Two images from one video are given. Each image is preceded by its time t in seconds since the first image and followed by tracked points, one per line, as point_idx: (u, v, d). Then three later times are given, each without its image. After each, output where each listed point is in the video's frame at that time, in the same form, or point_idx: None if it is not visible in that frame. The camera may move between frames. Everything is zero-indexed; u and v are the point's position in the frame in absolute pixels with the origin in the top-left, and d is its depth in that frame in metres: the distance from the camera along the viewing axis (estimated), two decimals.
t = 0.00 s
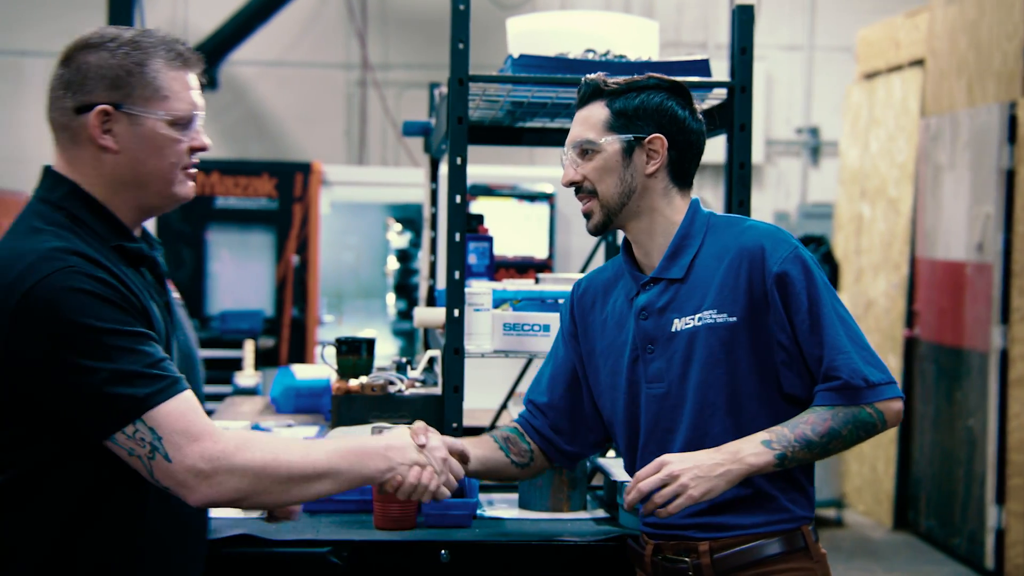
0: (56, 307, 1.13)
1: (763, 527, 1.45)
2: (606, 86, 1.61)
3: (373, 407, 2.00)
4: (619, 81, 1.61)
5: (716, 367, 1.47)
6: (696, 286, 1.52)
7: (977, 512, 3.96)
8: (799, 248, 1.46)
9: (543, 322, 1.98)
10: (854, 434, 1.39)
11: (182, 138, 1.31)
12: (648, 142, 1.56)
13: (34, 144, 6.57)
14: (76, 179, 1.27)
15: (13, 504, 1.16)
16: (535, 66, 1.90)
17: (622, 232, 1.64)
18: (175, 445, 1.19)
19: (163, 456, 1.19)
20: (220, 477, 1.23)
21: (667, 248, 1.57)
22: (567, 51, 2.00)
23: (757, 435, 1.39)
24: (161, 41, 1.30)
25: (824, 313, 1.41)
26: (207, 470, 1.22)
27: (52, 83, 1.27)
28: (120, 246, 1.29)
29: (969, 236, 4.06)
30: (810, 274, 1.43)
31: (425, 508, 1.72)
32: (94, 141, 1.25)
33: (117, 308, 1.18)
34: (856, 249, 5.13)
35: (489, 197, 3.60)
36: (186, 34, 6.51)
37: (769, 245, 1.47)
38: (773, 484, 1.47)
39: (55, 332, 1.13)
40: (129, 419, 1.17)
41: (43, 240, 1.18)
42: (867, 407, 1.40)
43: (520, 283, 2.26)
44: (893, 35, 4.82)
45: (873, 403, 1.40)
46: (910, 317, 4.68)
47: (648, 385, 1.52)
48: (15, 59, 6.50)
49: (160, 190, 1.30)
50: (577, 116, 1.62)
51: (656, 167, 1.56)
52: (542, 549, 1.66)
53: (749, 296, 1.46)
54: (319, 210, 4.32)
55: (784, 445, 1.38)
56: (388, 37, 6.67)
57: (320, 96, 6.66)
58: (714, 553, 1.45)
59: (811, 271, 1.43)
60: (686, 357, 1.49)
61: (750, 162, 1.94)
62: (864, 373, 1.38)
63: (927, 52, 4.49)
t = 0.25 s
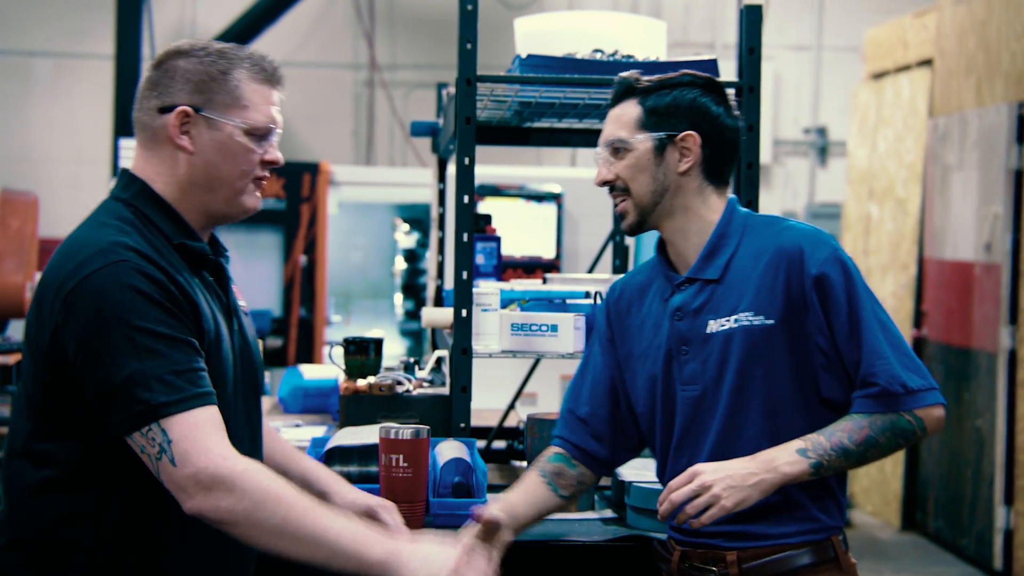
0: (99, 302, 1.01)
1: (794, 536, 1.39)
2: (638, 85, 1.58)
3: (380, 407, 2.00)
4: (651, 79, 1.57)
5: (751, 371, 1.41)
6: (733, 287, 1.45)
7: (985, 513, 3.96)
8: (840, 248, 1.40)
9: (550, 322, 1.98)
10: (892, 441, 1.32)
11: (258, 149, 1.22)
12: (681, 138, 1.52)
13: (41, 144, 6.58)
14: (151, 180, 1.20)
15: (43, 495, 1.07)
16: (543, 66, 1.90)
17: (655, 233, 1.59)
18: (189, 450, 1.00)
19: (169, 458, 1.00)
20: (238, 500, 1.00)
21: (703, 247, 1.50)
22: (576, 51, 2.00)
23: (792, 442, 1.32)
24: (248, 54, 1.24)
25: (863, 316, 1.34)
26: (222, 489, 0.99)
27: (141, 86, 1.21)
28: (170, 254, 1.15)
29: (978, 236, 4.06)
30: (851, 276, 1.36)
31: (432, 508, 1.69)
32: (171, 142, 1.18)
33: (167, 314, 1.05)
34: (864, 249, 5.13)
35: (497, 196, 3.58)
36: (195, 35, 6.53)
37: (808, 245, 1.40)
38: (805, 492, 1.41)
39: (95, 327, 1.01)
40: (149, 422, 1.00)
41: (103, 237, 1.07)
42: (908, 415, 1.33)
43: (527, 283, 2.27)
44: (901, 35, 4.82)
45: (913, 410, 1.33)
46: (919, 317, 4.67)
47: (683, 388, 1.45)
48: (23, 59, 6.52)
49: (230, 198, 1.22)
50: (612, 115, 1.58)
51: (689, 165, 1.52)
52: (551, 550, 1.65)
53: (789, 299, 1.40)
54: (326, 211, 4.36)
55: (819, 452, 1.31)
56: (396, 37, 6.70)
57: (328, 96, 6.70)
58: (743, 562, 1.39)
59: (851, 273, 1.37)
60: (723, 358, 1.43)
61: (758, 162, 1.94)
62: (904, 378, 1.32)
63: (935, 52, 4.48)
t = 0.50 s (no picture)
0: (119, 292, 1.00)
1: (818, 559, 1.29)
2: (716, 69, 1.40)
3: (387, 407, 2.00)
4: (724, 65, 1.40)
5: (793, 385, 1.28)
6: (786, 292, 1.31)
7: (992, 513, 3.95)
8: (909, 266, 1.22)
9: (557, 322, 1.97)
10: (922, 486, 1.19)
11: (301, 154, 1.22)
12: (746, 132, 1.34)
13: (49, 144, 6.58)
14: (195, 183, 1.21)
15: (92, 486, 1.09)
16: (550, 66, 1.91)
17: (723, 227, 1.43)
18: (134, 457, 0.99)
19: (113, 453, 0.99)
20: (158, 523, 0.99)
21: (766, 246, 1.36)
22: (583, 51, 2.00)
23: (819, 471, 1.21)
24: (294, 63, 1.25)
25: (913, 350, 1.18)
26: (142, 509, 0.99)
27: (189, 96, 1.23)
28: (212, 260, 1.14)
29: (985, 236, 4.05)
30: (907, 301, 1.19)
31: (439, 508, 1.69)
32: (214, 145, 1.19)
33: (187, 318, 1.03)
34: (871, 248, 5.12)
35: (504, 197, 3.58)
36: (202, 36, 6.54)
37: (870, 261, 1.23)
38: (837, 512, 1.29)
39: (108, 315, 1.00)
40: (113, 416, 0.99)
41: (146, 230, 1.07)
42: (947, 459, 1.19)
43: (535, 283, 2.27)
44: (908, 35, 4.81)
45: (952, 454, 1.18)
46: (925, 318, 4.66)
47: (727, 391, 1.36)
48: (31, 60, 6.51)
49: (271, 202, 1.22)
50: (685, 97, 1.42)
51: (758, 158, 1.35)
52: (557, 550, 1.62)
53: (844, 316, 1.25)
54: (332, 211, 4.42)
55: (842, 483, 1.20)
56: (402, 37, 6.72)
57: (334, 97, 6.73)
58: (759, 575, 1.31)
59: (912, 298, 1.19)
60: (766, 366, 1.31)
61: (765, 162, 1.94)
62: (947, 419, 1.17)
63: (943, 52, 4.47)
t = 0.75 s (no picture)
0: (84, 292, 1.07)
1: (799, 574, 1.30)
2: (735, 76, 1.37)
3: (390, 407, 2.00)
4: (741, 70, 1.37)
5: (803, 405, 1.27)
6: (804, 308, 1.31)
7: (996, 514, 3.95)
8: (923, 300, 1.17)
9: (561, 322, 1.97)
10: (880, 540, 1.16)
11: (297, 153, 1.29)
12: (758, 148, 1.33)
13: (54, 144, 6.59)
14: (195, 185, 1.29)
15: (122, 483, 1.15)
16: (554, 67, 1.90)
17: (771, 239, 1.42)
18: (63, 458, 1.05)
19: (46, 450, 1.06)
20: (80, 525, 1.05)
21: (804, 251, 1.34)
22: (588, 50, 2.00)
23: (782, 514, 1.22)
24: (287, 61, 1.31)
25: (898, 394, 1.15)
26: (64, 510, 1.05)
27: (189, 95, 1.31)
28: (195, 270, 1.20)
29: (989, 237, 4.05)
30: (903, 344, 1.15)
31: (442, 508, 1.69)
32: (211, 149, 1.26)
33: (144, 322, 1.09)
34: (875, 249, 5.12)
35: (508, 197, 3.64)
36: (206, 36, 6.55)
37: (878, 292, 1.19)
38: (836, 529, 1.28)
39: (71, 312, 1.07)
40: (51, 412, 1.06)
41: (127, 236, 1.14)
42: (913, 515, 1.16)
43: (538, 283, 2.27)
44: (912, 35, 4.80)
45: (913, 511, 1.15)
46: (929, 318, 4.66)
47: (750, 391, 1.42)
48: (35, 60, 6.53)
49: (268, 202, 1.29)
50: (714, 109, 1.41)
51: (776, 172, 1.32)
52: (561, 550, 1.61)
53: (847, 345, 1.22)
54: (336, 210, 4.44)
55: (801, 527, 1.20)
56: (406, 37, 6.73)
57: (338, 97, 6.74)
58: None
59: (913, 337, 1.14)
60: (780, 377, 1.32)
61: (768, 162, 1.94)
62: (913, 474, 1.14)
63: (946, 52, 4.46)
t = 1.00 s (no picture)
0: (50, 329, 1.08)
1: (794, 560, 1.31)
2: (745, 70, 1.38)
3: (392, 407, 2.00)
4: (755, 66, 1.37)
5: (793, 395, 1.30)
6: (790, 303, 1.34)
7: (997, 515, 3.95)
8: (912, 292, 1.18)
9: (562, 322, 1.97)
10: (877, 504, 1.16)
11: (267, 171, 1.28)
12: (777, 139, 1.33)
13: (54, 143, 6.59)
14: (163, 202, 1.28)
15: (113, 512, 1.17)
16: (556, 67, 1.90)
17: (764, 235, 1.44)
18: (60, 497, 1.07)
19: (42, 493, 1.08)
20: (84, 561, 1.07)
21: (796, 247, 1.37)
22: (588, 51, 2.00)
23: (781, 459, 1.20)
24: (255, 75, 1.29)
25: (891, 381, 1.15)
26: (69, 548, 1.07)
27: (155, 107, 1.29)
28: (160, 292, 1.20)
29: (990, 237, 4.05)
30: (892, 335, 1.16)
31: (444, 508, 1.69)
32: (179, 168, 1.25)
33: (115, 354, 1.10)
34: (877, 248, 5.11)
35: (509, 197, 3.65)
36: (207, 35, 6.56)
37: (866, 284, 1.21)
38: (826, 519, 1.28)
39: (39, 352, 1.07)
40: (42, 457, 1.07)
41: (84, 265, 1.13)
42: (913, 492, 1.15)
43: (539, 283, 2.27)
44: (914, 35, 4.80)
45: (921, 491, 1.15)
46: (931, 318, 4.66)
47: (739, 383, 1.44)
48: (36, 60, 6.53)
49: (238, 220, 1.28)
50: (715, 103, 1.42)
51: (793, 165, 1.33)
52: (563, 550, 1.61)
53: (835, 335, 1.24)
54: (337, 210, 4.49)
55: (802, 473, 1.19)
56: (407, 37, 6.74)
57: (339, 96, 6.74)
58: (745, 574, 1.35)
59: (899, 328, 1.15)
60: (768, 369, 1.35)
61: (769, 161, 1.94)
62: (917, 454, 1.13)
63: (948, 52, 4.46)
